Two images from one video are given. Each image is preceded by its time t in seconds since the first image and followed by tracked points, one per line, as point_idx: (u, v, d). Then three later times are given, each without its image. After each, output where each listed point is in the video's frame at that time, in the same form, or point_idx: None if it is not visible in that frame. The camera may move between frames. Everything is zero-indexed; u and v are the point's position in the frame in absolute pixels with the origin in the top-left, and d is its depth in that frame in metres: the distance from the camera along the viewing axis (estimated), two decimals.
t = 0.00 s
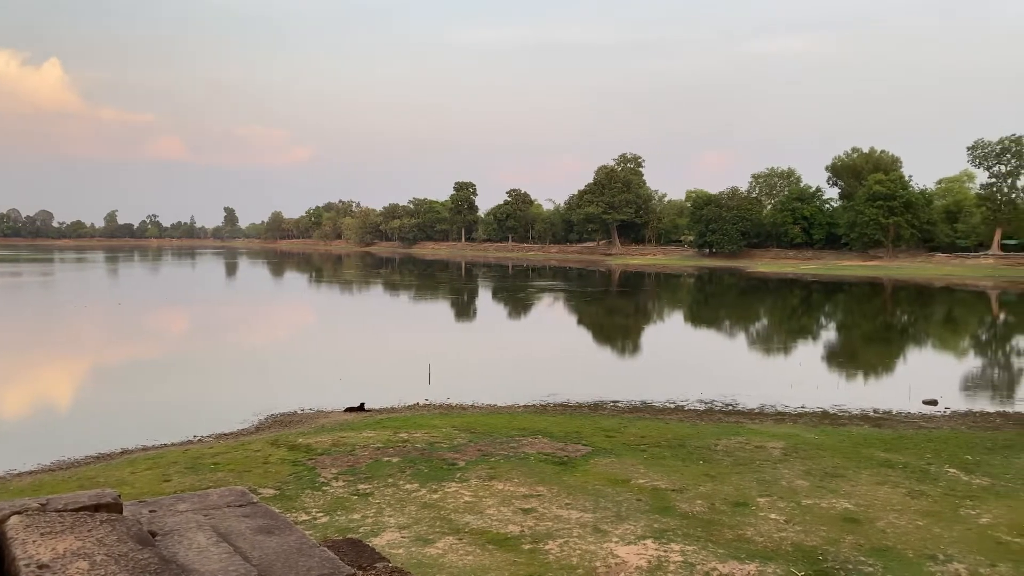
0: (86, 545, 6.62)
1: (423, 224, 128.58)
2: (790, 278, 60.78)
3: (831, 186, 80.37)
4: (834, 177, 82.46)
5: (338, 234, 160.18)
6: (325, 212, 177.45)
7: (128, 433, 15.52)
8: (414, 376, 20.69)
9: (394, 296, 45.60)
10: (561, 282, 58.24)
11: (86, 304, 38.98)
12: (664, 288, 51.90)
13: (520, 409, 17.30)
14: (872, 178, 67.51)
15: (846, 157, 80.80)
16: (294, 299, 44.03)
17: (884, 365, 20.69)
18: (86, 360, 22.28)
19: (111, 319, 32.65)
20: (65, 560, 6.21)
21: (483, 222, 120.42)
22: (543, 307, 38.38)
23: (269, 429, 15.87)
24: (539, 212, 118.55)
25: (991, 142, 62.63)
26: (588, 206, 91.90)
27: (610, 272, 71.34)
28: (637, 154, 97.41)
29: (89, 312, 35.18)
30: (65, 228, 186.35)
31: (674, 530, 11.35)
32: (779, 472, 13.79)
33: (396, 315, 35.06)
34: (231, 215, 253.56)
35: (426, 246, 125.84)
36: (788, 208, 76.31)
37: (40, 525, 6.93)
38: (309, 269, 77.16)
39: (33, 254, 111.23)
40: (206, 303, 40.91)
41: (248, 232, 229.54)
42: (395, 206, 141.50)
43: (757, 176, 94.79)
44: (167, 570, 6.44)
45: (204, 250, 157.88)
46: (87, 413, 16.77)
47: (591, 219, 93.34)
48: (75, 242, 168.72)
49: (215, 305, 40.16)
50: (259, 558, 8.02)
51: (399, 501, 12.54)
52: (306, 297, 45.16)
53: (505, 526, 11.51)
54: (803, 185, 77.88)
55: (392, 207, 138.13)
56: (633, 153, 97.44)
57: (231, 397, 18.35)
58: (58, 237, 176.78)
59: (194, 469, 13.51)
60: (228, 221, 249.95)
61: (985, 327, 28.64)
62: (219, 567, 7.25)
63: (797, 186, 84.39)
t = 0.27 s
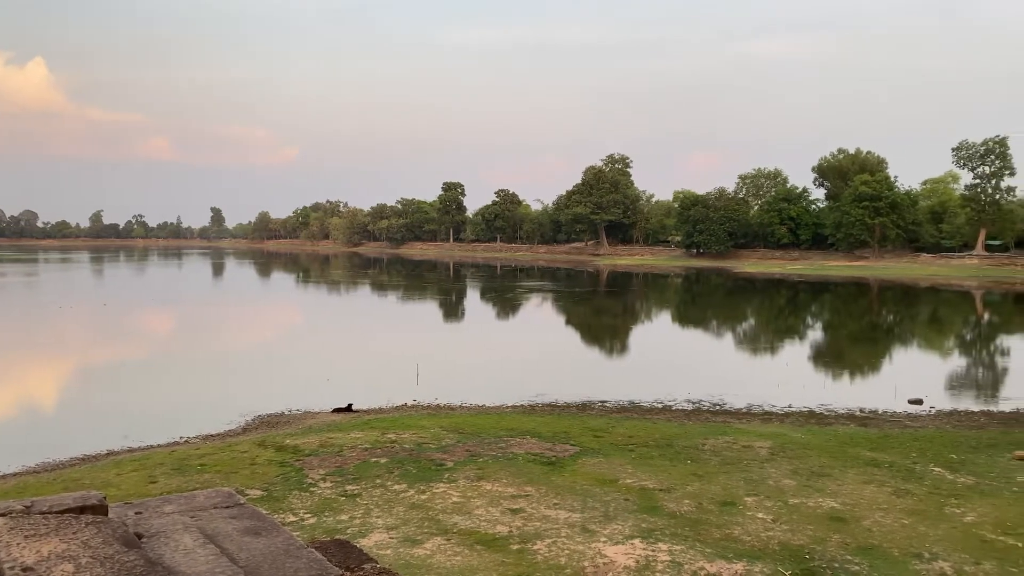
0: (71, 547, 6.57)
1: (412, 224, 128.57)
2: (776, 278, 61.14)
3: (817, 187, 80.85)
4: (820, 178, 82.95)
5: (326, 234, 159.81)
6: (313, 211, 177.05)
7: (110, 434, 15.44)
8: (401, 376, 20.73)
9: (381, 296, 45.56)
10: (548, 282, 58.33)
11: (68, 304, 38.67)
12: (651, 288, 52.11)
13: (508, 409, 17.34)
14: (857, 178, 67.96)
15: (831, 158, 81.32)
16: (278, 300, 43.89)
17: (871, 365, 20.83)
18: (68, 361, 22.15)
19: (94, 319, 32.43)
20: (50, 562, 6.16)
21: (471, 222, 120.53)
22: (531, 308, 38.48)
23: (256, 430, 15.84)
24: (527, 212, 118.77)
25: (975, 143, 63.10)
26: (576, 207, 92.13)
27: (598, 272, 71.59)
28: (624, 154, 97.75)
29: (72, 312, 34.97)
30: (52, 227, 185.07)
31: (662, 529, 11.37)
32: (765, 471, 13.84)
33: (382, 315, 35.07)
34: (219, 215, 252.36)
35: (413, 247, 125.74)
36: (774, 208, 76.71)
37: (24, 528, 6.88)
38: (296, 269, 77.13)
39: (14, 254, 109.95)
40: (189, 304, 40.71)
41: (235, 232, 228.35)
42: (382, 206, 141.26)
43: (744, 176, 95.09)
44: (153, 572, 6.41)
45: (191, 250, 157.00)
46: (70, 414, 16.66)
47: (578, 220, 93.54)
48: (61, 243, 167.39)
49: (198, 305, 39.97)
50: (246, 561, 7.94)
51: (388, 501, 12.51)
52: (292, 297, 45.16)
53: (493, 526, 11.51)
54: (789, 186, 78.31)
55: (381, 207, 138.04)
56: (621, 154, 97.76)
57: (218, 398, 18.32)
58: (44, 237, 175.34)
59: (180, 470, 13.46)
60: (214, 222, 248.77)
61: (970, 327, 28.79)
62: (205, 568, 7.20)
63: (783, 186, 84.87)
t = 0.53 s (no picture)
0: (56, 550, 6.92)
1: (400, 225, 129.36)
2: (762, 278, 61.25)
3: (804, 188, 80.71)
4: (806, 179, 82.79)
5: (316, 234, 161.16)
6: (308, 212, 178.63)
7: (97, 438, 16.03)
8: (393, 381, 21.52)
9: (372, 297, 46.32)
10: (536, 283, 58.75)
11: (61, 307, 39.47)
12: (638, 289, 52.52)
13: (497, 410, 17.92)
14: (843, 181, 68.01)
15: (818, 160, 81.10)
16: (268, 301, 44.63)
17: (857, 366, 21.17)
18: (58, 367, 22.82)
19: (86, 321, 33.21)
20: (35, 564, 6.49)
21: (460, 223, 121.51)
22: (520, 308, 39.05)
23: (243, 431, 16.42)
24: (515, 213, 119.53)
25: (960, 145, 62.62)
26: (564, 208, 92.61)
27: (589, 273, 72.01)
28: (611, 155, 98.17)
29: (65, 315, 35.78)
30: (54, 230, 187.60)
31: (649, 529, 10.38)
32: (753, 471, 12.98)
33: (371, 317, 35.83)
34: (205, 216, 254.39)
35: (402, 248, 126.77)
36: (761, 209, 76.68)
37: (10, 532, 7.23)
38: (289, 271, 78.02)
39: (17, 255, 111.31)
40: (179, 306, 41.46)
41: (217, 234, 230.64)
42: (373, 206, 142.34)
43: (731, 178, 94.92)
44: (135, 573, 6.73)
45: (192, 251, 158.85)
46: (57, 419, 17.26)
47: (567, 220, 93.90)
48: (68, 245, 169.86)
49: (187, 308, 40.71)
50: (231, 561, 7.84)
51: (376, 503, 12.29)
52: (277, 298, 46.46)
53: (481, 527, 10.85)
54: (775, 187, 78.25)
55: (370, 208, 139.10)
56: (608, 155, 98.16)
57: (208, 402, 19.09)
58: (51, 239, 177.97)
59: (167, 472, 13.89)
60: (199, 223, 250.73)
61: (954, 327, 28.89)
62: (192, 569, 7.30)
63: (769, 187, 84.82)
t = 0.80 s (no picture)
0: (39, 553, 6.71)
1: (388, 225, 128.68)
2: (749, 278, 61.64)
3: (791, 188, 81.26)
4: (793, 180, 83.34)
5: (302, 235, 160.23)
6: (293, 212, 177.32)
7: (84, 439, 15.82)
8: (380, 382, 21.39)
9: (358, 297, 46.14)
10: (525, 284, 58.77)
11: (44, 307, 39.00)
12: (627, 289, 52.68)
13: (485, 411, 17.84)
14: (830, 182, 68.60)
15: (805, 160, 81.60)
16: (254, 302, 44.35)
17: (842, 366, 21.34)
18: (42, 368, 22.53)
19: (70, 322, 32.84)
20: (19, 568, 6.31)
21: (448, 223, 121.29)
22: (509, 309, 39.06)
23: (230, 432, 16.27)
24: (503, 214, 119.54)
25: (943, 146, 63.14)
26: (552, 208, 92.70)
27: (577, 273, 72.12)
28: (599, 156, 98.25)
29: (47, 315, 35.33)
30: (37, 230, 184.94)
31: (637, 529, 10.34)
32: (740, 471, 12.97)
33: (359, 318, 35.68)
34: (192, 215, 252.20)
35: (390, 248, 126.27)
36: (748, 210, 77.09)
37: None
38: (276, 271, 77.29)
39: None
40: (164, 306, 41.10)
41: (207, 234, 228.65)
42: (359, 207, 141.52)
43: (717, 178, 95.37)
44: None
45: (175, 252, 157.13)
46: (42, 421, 17.00)
47: (555, 221, 93.90)
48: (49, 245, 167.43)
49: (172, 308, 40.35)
50: (217, 565, 7.65)
51: (363, 504, 12.11)
52: (259, 299, 46.21)
53: (469, 528, 10.75)
54: (762, 188, 78.52)
55: (357, 208, 138.37)
56: (596, 156, 98.25)
57: (194, 403, 18.88)
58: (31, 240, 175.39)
59: (153, 474, 13.66)
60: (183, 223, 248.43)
61: (939, 327, 29.22)
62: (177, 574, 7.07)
63: (757, 188, 85.27)
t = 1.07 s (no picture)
0: (22, 556, 6.52)
1: (375, 226, 128.08)
2: (736, 279, 62.01)
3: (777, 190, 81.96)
4: (779, 182, 84.06)
5: (288, 236, 159.11)
6: (279, 212, 176.08)
7: (67, 440, 15.57)
8: (367, 383, 21.26)
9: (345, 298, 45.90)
10: (513, 285, 58.73)
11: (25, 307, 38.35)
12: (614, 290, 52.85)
13: (472, 412, 17.78)
14: (815, 183, 69.24)
15: (791, 162, 82.38)
16: (239, 302, 43.92)
17: (828, 366, 21.51)
18: (23, 369, 22.16)
19: (52, 323, 32.35)
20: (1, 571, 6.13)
21: (435, 224, 120.97)
22: (496, 309, 39.01)
23: (216, 434, 16.05)
24: (491, 215, 119.48)
25: (929, 148, 64.02)
26: (540, 209, 92.76)
27: (564, 274, 72.21)
28: (587, 157, 98.54)
29: (28, 315, 34.74)
30: (18, 229, 182.22)
31: (623, 530, 10.31)
32: (727, 471, 12.99)
33: (346, 319, 35.46)
34: (177, 215, 249.74)
35: (377, 249, 125.73)
36: (734, 212, 77.60)
37: None
38: (261, 272, 76.59)
39: None
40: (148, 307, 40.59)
41: (193, 234, 226.48)
42: (346, 207, 140.78)
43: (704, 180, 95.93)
44: None
45: (159, 253, 155.38)
46: (23, 422, 16.69)
47: (543, 222, 93.98)
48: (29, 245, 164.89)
49: (156, 308, 39.87)
50: (203, 567, 7.51)
51: (349, 505, 11.96)
52: (245, 299, 45.80)
53: (456, 529, 10.66)
54: (748, 190, 79.12)
55: (343, 209, 137.66)
56: (584, 157, 98.51)
57: (178, 404, 18.62)
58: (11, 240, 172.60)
59: (137, 476, 13.42)
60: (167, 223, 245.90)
61: (923, 327, 29.51)
62: None
63: (743, 189, 85.92)
